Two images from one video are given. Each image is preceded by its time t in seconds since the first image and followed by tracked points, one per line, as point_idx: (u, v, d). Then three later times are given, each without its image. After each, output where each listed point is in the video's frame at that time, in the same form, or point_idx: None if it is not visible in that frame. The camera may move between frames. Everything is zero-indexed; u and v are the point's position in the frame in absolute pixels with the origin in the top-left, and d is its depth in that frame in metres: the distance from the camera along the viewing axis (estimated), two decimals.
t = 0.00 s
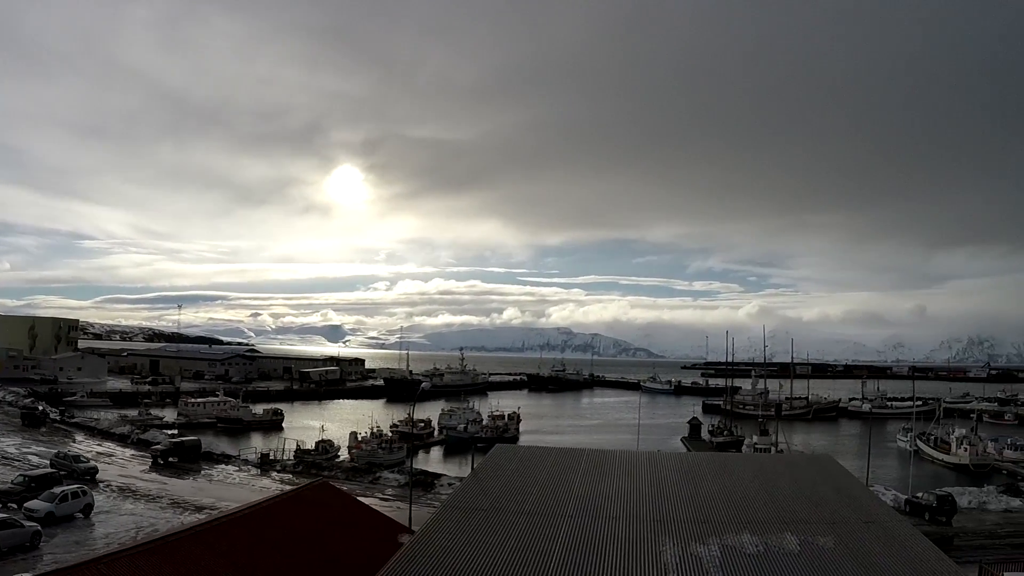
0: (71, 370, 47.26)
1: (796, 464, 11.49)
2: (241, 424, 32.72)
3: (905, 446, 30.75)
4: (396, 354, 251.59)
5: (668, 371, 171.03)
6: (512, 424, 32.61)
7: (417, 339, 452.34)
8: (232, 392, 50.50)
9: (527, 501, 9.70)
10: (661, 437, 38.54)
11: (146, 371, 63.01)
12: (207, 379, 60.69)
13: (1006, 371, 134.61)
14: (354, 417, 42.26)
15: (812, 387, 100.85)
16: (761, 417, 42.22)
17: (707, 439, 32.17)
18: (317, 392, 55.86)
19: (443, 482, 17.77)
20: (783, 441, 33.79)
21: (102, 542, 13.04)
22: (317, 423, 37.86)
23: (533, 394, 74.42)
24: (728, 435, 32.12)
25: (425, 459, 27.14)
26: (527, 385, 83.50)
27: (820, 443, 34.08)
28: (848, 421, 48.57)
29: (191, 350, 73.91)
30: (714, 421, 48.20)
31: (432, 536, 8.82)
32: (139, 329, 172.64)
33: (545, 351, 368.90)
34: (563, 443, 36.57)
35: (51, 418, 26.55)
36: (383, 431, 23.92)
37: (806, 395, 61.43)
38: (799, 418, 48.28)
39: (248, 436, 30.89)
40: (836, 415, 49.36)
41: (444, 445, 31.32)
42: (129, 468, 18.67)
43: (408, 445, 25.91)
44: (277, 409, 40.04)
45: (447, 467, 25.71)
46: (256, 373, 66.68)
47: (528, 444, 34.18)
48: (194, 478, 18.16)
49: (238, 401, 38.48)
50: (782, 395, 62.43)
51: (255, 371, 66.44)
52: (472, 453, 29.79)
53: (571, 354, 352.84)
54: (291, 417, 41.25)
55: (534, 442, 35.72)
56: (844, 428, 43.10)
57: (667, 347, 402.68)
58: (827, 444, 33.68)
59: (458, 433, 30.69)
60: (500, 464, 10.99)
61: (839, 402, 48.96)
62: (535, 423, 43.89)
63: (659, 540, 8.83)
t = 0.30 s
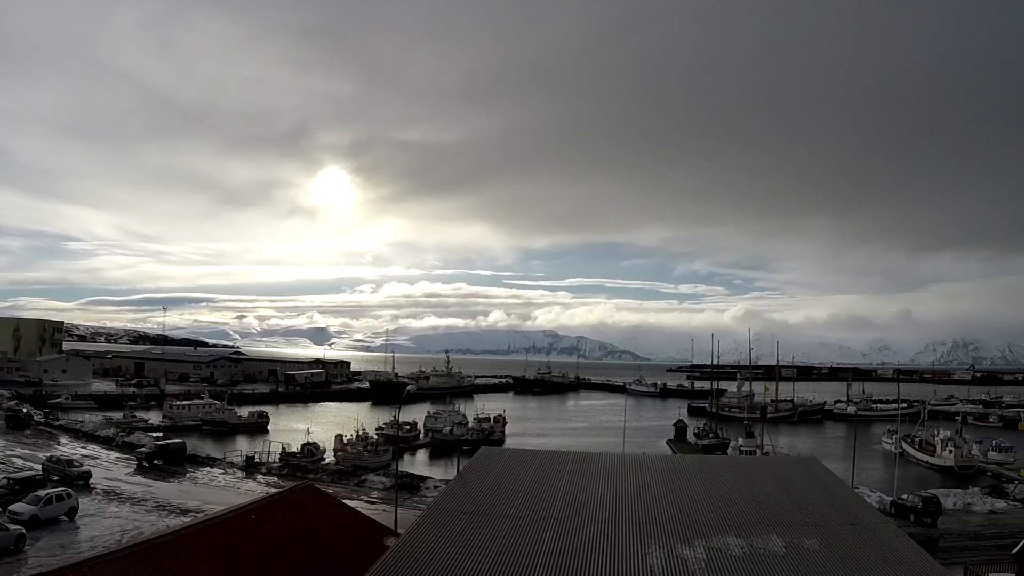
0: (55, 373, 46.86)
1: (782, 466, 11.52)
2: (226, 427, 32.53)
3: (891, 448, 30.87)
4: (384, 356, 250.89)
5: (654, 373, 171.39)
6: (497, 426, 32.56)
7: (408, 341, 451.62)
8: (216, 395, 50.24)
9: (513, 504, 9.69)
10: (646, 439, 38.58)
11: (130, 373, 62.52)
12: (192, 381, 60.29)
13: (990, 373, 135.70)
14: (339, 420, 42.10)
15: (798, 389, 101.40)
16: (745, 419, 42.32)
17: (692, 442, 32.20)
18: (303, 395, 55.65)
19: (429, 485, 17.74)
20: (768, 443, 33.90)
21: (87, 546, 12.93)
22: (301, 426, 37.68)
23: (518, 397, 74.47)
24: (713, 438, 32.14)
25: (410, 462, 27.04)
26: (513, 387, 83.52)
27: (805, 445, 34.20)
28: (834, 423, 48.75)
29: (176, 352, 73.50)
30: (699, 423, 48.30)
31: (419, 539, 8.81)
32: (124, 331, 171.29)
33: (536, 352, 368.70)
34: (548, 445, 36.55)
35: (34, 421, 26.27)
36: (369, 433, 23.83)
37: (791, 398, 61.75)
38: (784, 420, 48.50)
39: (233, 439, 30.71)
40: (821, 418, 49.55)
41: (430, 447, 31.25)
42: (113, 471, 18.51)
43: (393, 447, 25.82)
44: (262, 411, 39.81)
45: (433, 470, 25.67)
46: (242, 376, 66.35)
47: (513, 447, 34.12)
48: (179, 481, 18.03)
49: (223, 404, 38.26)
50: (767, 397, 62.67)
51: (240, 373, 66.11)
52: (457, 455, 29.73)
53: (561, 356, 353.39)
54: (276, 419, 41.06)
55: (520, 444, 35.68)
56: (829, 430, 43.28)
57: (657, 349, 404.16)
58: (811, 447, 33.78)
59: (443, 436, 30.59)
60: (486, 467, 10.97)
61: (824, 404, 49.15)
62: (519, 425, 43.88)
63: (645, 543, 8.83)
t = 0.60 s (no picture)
0: (33, 371, 46.29)
1: (760, 467, 11.60)
2: (205, 426, 32.29)
3: (869, 449, 31.15)
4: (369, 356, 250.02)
5: (637, 374, 171.87)
6: (477, 426, 32.55)
7: (395, 341, 450.56)
8: (195, 394, 49.87)
9: (493, 505, 9.67)
10: (626, 440, 38.73)
11: (109, 372, 61.95)
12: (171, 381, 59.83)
13: (968, 376, 137.41)
14: (320, 419, 41.90)
15: (778, 391, 102.12)
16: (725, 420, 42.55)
17: (672, 443, 32.28)
18: (282, 395, 55.38)
19: (409, 485, 17.70)
20: (748, 444, 34.10)
21: (64, 545, 12.78)
22: (281, 425, 37.46)
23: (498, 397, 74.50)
24: (693, 439, 32.30)
25: (390, 463, 26.96)
26: (493, 388, 83.53)
27: (783, 446, 34.42)
28: (812, 425, 49.11)
29: (155, 351, 72.96)
30: (679, 424, 48.51)
31: (398, 539, 8.77)
32: (103, 330, 169.43)
33: (522, 353, 368.70)
34: (528, 445, 36.55)
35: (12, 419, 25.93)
36: (349, 433, 23.75)
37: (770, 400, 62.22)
38: (763, 421, 48.82)
39: (212, 438, 30.50)
40: (800, 420, 49.87)
41: (409, 447, 31.19)
42: (91, 470, 18.29)
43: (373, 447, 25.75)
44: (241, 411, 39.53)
45: (412, 470, 25.63)
46: (221, 375, 65.90)
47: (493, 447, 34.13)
48: (158, 480, 17.87)
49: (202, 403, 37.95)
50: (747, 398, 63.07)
51: (219, 372, 65.65)
52: (437, 456, 29.67)
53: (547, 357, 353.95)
54: (256, 419, 40.80)
55: (500, 445, 35.67)
56: (808, 432, 43.59)
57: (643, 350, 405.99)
58: (790, 448, 34.02)
59: (423, 436, 30.56)
60: (465, 467, 10.96)
61: (803, 406, 49.53)
62: (497, 425, 43.87)
63: (624, 543, 8.85)
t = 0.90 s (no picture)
0: (12, 372, 45.77)
1: (741, 466, 11.67)
2: (186, 426, 32.08)
3: (850, 447, 31.41)
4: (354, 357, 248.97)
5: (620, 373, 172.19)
6: (459, 426, 32.56)
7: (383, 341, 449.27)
8: (175, 394, 49.54)
9: (475, 505, 9.66)
10: (608, 439, 38.84)
11: (88, 372, 61.39)
12: (151, 381, 59.36)
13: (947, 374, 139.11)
14: (301, 419, 41.67)
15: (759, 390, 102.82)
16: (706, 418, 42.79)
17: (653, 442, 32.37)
18: (264, 394, 55.10)
19: (391, 484, 17.69)
20: (729, 443, 34.29)
21: (44, 547, 12.67)
22: (261, 426, 37.25)
23: (480, 396, 74.57)
24: (674, 438, 32.43)
25: (371, 463, 26.87)
26: (475, 387, 83.46)
27: (764, 445, 34.64)
28: (793, 423, 49.45)
29: (136, 351, 72.27)
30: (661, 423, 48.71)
31: (380, 539, 8.73)
32: (83, 330, 167.61)
33: (510, 353, 368.82)
34: (510, 444, 36.56)
35: None
36: (330, 433, 23.66)
37: (752, 398, 62.64)
38: (744, 420, 49.09)
39: (193, 439, 30.29)
40: (781, 418, 50.18)
41: (391, 447, 31.13)
42: (71, 471, 18.13)
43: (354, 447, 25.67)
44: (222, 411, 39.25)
45: (394, 470, 25.59)
46: (202, 375, 65.50)
47: (474, 446, 34.13)
48: (139, 481, 17.71)
49: (182, 403, 37.67)
50: (728, 396, 63.44)
51: (200, 373, 65.26)
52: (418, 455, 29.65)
53: (535, 357, 354.37)
54: (237, 419, 40.51)
55: (481, 444, 35.66)
56: (788, 430, 43.90)
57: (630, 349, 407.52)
58: (771, 446, 34.21)
59: (404, 436, 30.52)
60: (447, 466, 10.95)
61: (784, 404, 49.84)
62: (479, 425, 43.86)
63: (606, 542, 8.88)
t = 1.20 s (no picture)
0: None
1: (720, 462, 11.74)
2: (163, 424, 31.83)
3: (827, 443, 31.72)
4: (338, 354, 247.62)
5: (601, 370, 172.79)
6: (438, 423, 32.57)
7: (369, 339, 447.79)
8: (152, 392, 49.18)
9: (453, 501, 9.67)
10: (586, 436, 39.00)
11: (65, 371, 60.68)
12: (129, 379, 58.76)
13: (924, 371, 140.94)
14: (280, 417, 41.43)
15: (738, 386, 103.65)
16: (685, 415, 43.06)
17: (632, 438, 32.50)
18: (242, 392, 54.78)
19: (369, 482, 17.68)
20: (707, 440, 34.52)
21: (21, 548, 12.53)
22: (239, 423, 37.00)
23: (458, 393, 74.57)
24: (652, 434, 32.61)
25: (349, 460, 26.81)
26: (452, 384, 83.34)
27: (741, 441, 34.87)
28: (771, 419, 49.89)
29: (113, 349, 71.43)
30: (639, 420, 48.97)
31: (358, 537, 8.72)
32: (42, 326, 166.01)
33: (495, 352, 368.72)
34: (489, 441, 36.60)
35: None
36: (308, 430, 23.56)
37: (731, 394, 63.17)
38: (722, 416, 49.41)
39: (171, 437, 30.05)
40: (759, 415, 50.61)
41: (370, 445, 31.07)
42: (46, 470, 17.94)
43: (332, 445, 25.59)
44: (200, 409, 38.95)
45: (373, 467, 25.55)
46: (179, 373, 65.02)
47: (453, 443, 34.18)
48: (117, 480, 17.55)
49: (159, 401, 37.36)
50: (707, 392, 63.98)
51: (178, 370, 64.76)
52: (397, 452, 29.64)
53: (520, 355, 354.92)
54: (215, 417, 40.21)
55: (461, 441, 35.69)
56: (766, 427, 44.27)
57: (616, 347, 409.18)
58: (748, 443, 34.46)
59: (383, 433, 30.47)
60: (425, 464, 10.93)
61: (762, 401, 50.27)
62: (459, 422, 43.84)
63: (584, 539, 8.90)
